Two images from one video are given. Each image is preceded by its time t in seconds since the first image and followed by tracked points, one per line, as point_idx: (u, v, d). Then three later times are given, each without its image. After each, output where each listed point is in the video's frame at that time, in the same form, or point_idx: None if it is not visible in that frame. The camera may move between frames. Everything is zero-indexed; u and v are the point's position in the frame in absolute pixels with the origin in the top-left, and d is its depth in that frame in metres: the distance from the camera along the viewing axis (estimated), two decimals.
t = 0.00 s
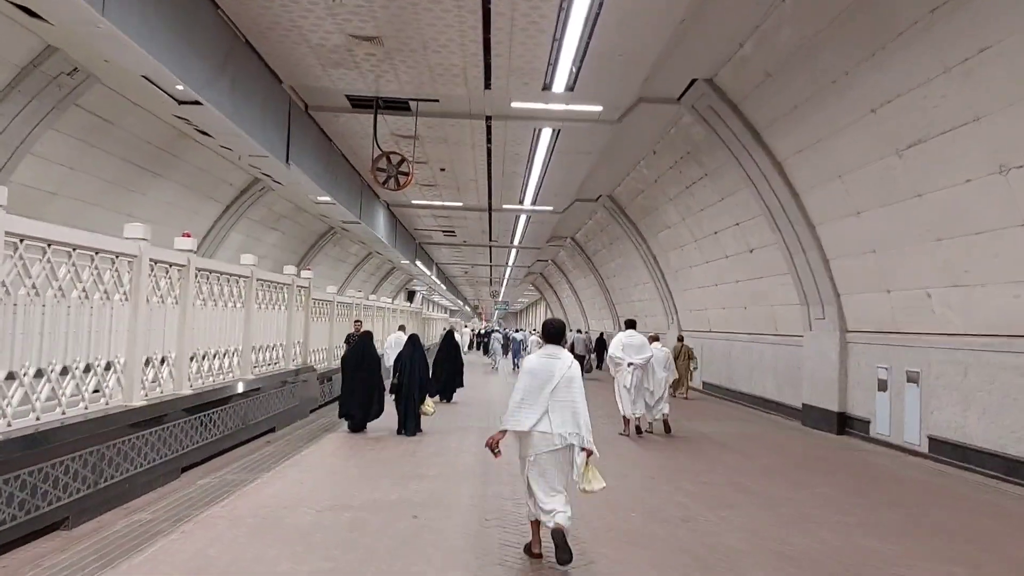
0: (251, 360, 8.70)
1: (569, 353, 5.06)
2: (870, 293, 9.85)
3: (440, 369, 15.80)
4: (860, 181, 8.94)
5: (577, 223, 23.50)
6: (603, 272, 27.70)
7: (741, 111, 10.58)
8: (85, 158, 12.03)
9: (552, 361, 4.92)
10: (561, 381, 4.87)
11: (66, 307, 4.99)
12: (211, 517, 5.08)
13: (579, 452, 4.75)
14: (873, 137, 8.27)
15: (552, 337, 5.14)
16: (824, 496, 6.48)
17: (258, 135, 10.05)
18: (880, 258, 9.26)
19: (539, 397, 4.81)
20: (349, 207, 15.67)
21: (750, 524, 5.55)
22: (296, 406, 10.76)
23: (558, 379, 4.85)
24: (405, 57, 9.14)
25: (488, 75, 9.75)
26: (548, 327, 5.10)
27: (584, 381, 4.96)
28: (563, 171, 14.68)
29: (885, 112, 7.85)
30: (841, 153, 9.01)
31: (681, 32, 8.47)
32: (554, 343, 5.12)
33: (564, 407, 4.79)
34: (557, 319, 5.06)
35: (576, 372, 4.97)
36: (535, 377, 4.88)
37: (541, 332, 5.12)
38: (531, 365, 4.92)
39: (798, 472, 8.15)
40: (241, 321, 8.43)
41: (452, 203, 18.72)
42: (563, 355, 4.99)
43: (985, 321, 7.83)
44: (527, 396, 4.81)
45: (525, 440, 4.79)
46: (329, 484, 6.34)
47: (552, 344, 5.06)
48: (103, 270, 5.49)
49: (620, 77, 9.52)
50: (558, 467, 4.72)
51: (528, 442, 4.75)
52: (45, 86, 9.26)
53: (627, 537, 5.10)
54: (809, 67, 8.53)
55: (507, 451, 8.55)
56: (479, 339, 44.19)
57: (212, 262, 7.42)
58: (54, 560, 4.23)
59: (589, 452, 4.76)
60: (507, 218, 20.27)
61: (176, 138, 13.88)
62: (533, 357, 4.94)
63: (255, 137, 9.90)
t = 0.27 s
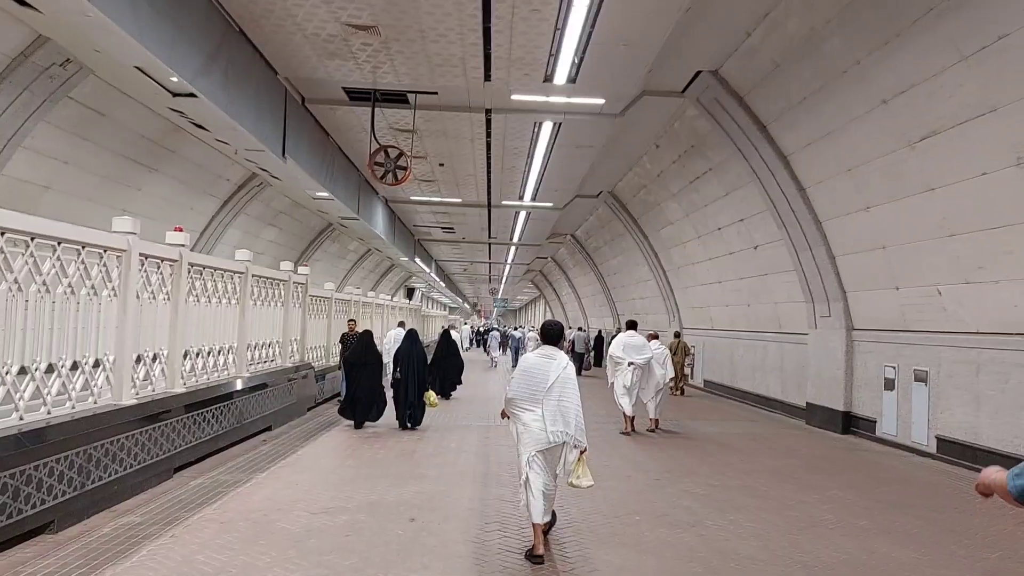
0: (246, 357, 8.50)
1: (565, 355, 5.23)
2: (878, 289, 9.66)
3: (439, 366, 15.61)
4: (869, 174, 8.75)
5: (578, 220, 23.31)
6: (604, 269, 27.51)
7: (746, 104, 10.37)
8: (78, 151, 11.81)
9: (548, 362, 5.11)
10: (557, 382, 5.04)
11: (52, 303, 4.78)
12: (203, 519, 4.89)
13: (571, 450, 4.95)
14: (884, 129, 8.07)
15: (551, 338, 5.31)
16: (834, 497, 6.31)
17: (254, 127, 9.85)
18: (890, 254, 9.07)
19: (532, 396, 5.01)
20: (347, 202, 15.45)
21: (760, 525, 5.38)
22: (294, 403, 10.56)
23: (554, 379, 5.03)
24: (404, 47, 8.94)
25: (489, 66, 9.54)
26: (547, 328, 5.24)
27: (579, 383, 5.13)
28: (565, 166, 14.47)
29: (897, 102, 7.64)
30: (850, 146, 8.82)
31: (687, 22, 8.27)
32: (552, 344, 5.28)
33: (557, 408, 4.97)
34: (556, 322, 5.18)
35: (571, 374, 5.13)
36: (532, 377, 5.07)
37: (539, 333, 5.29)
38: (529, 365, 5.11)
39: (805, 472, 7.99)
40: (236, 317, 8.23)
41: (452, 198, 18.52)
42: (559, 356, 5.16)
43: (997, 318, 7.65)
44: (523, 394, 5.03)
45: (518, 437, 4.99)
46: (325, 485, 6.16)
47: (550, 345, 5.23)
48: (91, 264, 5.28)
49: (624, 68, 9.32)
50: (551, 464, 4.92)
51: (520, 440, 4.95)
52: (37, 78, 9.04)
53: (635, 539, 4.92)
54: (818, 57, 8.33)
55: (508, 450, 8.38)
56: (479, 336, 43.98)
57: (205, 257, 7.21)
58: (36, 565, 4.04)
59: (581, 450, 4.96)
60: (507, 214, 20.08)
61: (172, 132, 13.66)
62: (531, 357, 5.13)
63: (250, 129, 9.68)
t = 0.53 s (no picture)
0: (239, 354, 8.31)
1: (565, 342, 5.28)
2: (884, 284, 9.50)
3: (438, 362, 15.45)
4: (875, 167, 8.58)
5: (576, 215, 23.13)
6: (603, 265, 27.33)
7: (749, 96, 10.19)
8: (68, 144, 11.60)
9: (551, 348, 5.15)
10: (558, 368, 5.09)
11: (32, 298, 4.58)
12: (191, 523, 4.70)
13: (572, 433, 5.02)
14: (891, 121, 7.89)
15: (549, 326, 5.35)
16: (842, 496, 6.15)
17: (247, 119, 9.64)
18: (896, 248, 8.90)
19: (534, 382, 5.05)
20: (343, 197, 15.24)
21: (768, 527, 5.21)
22: (290, 400, 10.38)
23: (556, 365, 5.08)
24: (399, 37, 8.73)
25: (487, 57, 9.34)
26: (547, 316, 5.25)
27: (579, 369, 5.19)
28: (563, 161, 14.29)
29: (905, 92, 7.47)
30: (855, 139, 8.64)
31: (690, 11, 8.08)
32: (551, 331, 5.33)
33: (559, 395, 5.02)
34: (556, 310, 5.19)
35: (572, 360, 5.20)
36: (534, 364, 5.10)
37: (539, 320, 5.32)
38: (530, 351, 5.15)
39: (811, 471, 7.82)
40: (228, 313, 8.02)
41: (449, 194, 18.32)
42: (559, 343, 5.21)
43: (1007, 313, 7.48)
44: (526, 380, 5.06)
45: (520, 425, 5.02)
46: (319, 486, 5.98)
47: (550, 332, 5.27)
48: (75, 259, 5.07)
49: (625, 59, 9.13)
50: (553, 447, 4.97)
51: (523, 424, 4.99)
52: (24, 70, 8.83)
53: (640, 542, 4.74)
54: (822, 48, 8.16)
55: (508, 449, 8.20)
56: (477, 332, 43.84)
57: (196, 252, 7.01)
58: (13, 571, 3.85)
59: (580, 433, 5.06)
60: (505, 210, 19.89)
61: (164, 126, 13.44)
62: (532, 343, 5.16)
63: (243, 120, 9.47)
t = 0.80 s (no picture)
0: (233, 351, 8.08)
1: (563, 343, 5.32)
2: (892, 275, 9.31)
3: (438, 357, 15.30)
4: (885, 155, 8.36)
5: (576, 209, 22.89)
6: (602, 258, 27.13)
7: (753, 85, 9.97)
8: (59, 138, 11.36)
9: (549, 351, 5.20)
10: (557, 370, 5.14)
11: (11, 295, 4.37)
12: (181, 528, 4.48)
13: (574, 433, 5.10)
14: (902, 108, 7.68)
15: (547, 328, 5.40)
16: (855, 495, 5.97)
17: (239, 110, 9.39)
18: (905, 238, 8.71)
19: (534, 384, 5.11)
20: (340, 190, 15.01)
21: (783, 529, 5.00)
22: (287, 398, 10.19)
23: (555, 367, 5.13)
24: (395, 25, 8.50)
25: (485, 46, 9.12)
26: (545, 317, 5.34)
27: (578, 369, 5.24)
28: (563, 152, 14.07)
29: (916, 78, 7.26)
30: (864, 126, 8.42)
31: None
32: (549, 333, 5.37)
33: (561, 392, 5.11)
34: (553, 311, 5.28)
35: (571, 361, 5.24)
36: (533, 367, 5.16)
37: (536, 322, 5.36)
38: (529, 354, 5.20)
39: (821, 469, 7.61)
40: (222, 310, 7.81)
41: (447, 187, 18.10)
42: (558, 345, 5.26)
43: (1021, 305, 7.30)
44: (526, 382, 5.12)
45: (526, 424, 5.11)
46: (315, 489, 5.76)
47: (548, 334, 5.32)
48: (59, 254, 4.86)
49: (627, 47, 8.90)
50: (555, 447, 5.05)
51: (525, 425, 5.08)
52: (11, 61, 8.57)
53: (651, 546, 4.53)
54: (830, 34, 7.94)
55: (509, 448, 7.99)
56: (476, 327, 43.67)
57: (187, 247, 6.79)
58: None
59: (582, 432, 5.13)
60: (503, 203, 19.64)
61: (157, 119, 13.19)
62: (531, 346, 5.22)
63: (236, 112, 9.23)
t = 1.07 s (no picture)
0: (226, 345, 7.86)
1: (559, 329, 5.51)
2: (898, 262, 9.12)
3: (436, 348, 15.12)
4: (892, 140, 8.16)
5: (574, 198, 22.68)
6: (601, 249, 26.94)
7: (755, 69, 9.75)
8: (48, 129, 11.12)
9: (545, 336, 5.39)
10: (552, 354, 5.32)
11: None
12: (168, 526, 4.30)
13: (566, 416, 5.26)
14: (910, 90, 7.48)
15: (545, 314, 5.59)
16: (864, 488, 5.81)
17: (230, 97, 9.14)
18: (912, 224, 8.52)
19: (529, 367, 5.29)
20: (335, 180, 14.78)
21: (793, 524, 4.83)
22: (282, 391, 10.00)
23: (550, 351, 5.32)
24: (388, 9, 8.27)
25: (481, 30, 8.89)
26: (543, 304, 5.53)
27: (573, 355, 5.42)
28: (562, 141, 13.85)
29: (926, 59, 7.04)
30: (870, 110, 8.22)
31: None
32: (547, 319, 5.57)
33: (554, 377, 5.28)
34: (552, 298, 5.45)
35: (566, 347, 5.43)
36: (529, 350, 5.35)
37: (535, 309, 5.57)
38: (526, 339, 5.39)
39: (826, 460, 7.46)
40: (213, 302, 7.59)
41: (444, 177, 17.88)
42: (554, 331, 5.44)
43: None
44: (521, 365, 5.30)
45: (517, 404, 5.27)
46: (309, 485, 5.59)
47: (546, 320, 5.51)
48: (38, 244, 4.64)
49: (627, 31, 8.68)
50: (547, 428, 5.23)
51: (518, 406, 5.24)
52: None
53: (657, 544, 4.36)
54: (836, 14, 7.72)
55: (508, 440, 7.83)
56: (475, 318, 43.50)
57: (176, 237, 6.58)
58: None
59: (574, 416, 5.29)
60: (501, 193, 19.43)
61: (148, 108, 12.94)
62: (528, 331, 5.40)
63: (227, 99, 9.00)
